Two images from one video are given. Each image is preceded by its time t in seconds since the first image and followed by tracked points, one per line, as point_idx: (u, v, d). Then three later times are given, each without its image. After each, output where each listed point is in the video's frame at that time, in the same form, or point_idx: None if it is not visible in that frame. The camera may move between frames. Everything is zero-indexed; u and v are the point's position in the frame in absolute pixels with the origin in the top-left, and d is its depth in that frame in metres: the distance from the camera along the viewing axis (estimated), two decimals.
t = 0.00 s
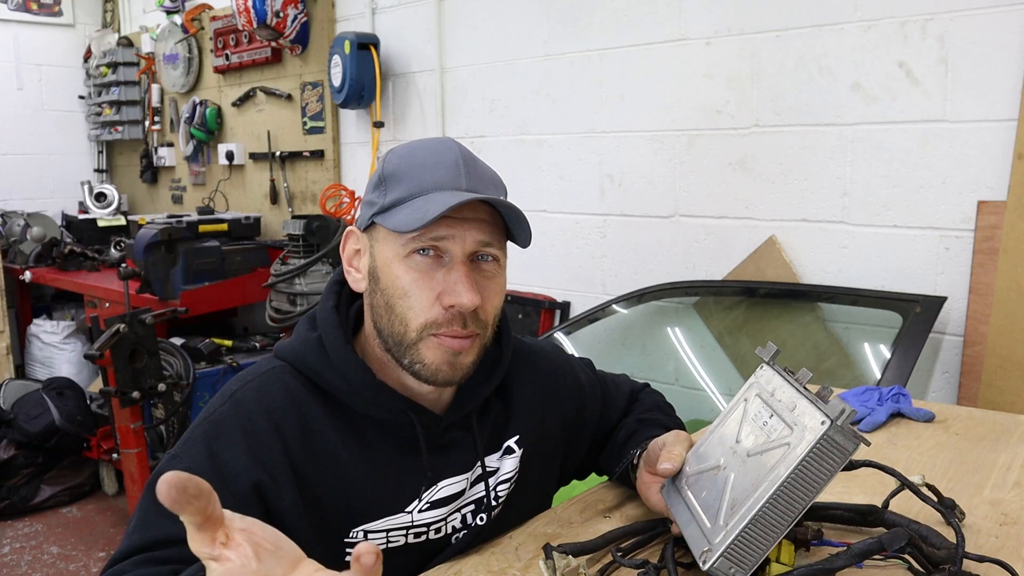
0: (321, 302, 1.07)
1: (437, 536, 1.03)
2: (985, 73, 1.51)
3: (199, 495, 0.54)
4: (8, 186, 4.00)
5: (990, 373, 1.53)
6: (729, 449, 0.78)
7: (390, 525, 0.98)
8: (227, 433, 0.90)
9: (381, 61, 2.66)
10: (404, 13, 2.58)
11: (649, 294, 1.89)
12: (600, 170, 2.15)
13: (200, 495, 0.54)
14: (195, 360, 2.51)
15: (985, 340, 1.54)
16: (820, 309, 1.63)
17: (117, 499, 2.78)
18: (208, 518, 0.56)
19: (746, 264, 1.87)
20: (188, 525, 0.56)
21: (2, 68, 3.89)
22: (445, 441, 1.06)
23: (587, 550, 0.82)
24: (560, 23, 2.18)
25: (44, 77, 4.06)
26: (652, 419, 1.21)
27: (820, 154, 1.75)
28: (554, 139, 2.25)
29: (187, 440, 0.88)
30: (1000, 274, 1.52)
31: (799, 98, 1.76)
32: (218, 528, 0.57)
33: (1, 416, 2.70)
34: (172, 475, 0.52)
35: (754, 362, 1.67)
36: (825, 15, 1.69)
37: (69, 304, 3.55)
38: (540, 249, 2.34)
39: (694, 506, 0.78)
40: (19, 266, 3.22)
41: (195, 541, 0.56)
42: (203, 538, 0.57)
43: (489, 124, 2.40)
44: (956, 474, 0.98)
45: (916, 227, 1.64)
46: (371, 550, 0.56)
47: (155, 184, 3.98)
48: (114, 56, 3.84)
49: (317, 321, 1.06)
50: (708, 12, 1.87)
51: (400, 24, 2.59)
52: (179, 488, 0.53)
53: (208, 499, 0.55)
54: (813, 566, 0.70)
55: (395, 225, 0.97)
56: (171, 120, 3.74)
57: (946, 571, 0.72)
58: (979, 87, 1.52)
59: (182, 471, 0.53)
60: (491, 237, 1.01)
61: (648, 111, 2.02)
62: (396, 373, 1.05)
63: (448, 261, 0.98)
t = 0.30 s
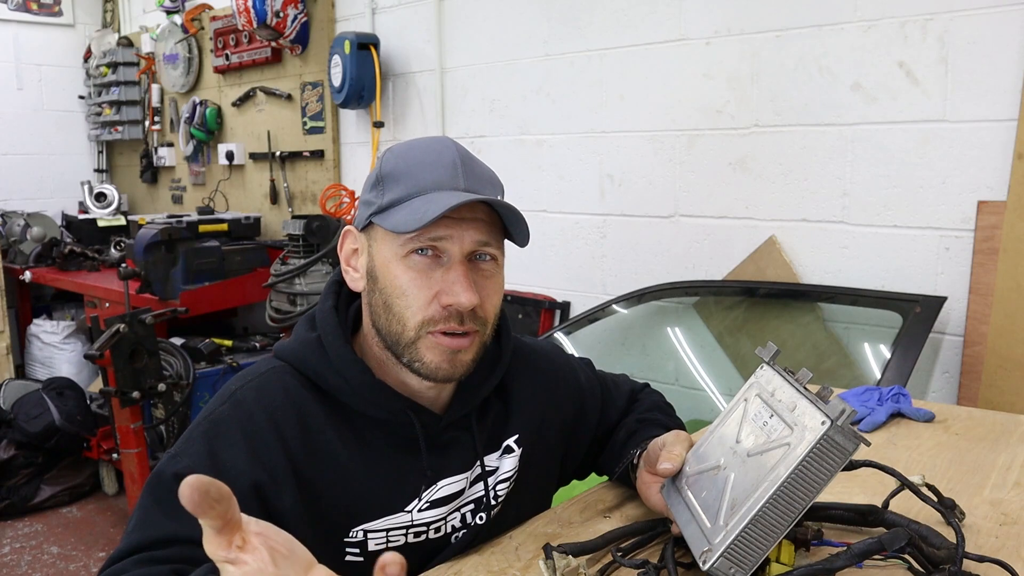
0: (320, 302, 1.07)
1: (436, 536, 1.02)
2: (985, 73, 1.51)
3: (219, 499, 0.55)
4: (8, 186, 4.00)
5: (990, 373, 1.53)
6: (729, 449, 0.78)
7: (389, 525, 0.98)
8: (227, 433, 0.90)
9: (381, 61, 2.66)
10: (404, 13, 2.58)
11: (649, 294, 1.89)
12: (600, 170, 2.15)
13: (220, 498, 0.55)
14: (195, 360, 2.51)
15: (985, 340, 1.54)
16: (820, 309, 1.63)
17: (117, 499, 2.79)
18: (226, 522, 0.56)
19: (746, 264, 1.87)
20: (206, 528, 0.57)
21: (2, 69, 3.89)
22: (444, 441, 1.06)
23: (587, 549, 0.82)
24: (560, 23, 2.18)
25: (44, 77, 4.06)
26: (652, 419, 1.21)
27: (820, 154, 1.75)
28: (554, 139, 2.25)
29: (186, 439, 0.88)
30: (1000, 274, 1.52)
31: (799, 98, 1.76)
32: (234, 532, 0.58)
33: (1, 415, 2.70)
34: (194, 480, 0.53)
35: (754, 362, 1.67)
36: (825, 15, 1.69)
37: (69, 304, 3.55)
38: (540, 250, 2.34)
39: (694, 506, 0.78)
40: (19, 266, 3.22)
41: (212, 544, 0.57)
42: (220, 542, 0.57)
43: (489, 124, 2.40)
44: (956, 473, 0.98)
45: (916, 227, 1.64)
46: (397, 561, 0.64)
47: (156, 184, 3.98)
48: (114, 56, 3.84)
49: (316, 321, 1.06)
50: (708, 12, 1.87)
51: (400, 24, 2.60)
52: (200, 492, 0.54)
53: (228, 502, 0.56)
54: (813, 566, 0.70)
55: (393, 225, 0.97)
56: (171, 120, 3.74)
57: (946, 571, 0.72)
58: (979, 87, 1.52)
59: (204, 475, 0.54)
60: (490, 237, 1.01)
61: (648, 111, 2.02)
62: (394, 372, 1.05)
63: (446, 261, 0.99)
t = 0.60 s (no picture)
0: (320, 301, 1.07)
1: (434, 534, 1.02)
2: (985, 73, 1.51)
3: None
4: (8, 186, 4.00)
5: (990, 373, 1.53)
6: (729, 449, 0.78)
7: (388, 523, 0.98)
8: (227, 431, 0.90)
9: (381, 61, 2.66)
10: (404, 14, 2.58)
11: (649, 294, 1.89)
12: (600, 170, 2.15)
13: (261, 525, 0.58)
14: (195, 360, 2.51)
15: (985, 340, 1.54)
16: (820, 309, 1.63)
17: (118, 499, 2.79)
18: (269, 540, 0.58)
19: (746, 264, 1.87)
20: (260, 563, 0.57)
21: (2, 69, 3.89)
22: (443, 441, 1.06)
23: (588, 549, 0.82)
24: (560, 23, 2.18)
25: (44, 77, 4.05)
26: (652, 419, 1.21)
27: (820, 154, 1.75)
28: (554, 139, 2.25)
29: (186, 437, 0.88)
30: (1000, 274, 1.52)
31: (799, 98, 1.76)
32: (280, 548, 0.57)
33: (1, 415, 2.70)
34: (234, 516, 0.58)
35: (754, 362, 1.67)
36: (825, 15, 1.69)
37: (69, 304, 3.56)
38: (540, 250, 2.34)
39: (694, 506, 0.78)
40: (19, 266, 3.22)
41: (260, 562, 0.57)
42: None
43: (489, 124, 2.40)
44: (956, 473, 0.98)
45: (916, 227, 1.64)
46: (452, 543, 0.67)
47: (155, 184, 3.98)
48: (114, 56, 3.84)
49: (314, 322, 1.06)
50: (708, 12, 1.87)
51: (400, 24, 2.60)
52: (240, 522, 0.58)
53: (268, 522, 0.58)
54: (814, 566, 0.70)
55: (387, 224, 0.97)
56: (171, 120, 3.74)
57: (947, 571, 0.72)
58: (979, 87, 1.52)
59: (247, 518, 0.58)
60: (484, 232, 1.01)
61: (648, 111, 2.02)
62: (392, 372, 1.05)
63: (441, 258, 0.99)
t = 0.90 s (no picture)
0: (314, 303, 1.07)
1: (433, 535, 1.02)
2: (985, 73, 1.51)
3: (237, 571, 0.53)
4: (8, 186, 4.00)
5: (990, 373, 1.53)
6: (728, 449, 0.78)
7: (384, 523, 0.98)
8: (223, 433, 0.90)
9: (381, 61, 2.66)
10: (404, 14, 2.58)
11: (649, 294, 1.89)
12: (600, 170, 2.15)
13: (240, 538, 0.53)
14: (195, 360, 2.51)
15: (985, 340, 1.54)
16: (820, 309, 1.63)
17: (117, 499, 2.78)
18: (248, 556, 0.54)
19: (746, 264, 1.87)
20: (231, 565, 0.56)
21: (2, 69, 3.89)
22: (438, 440, 1.06)
23: (587, 549, 0.82)
24: (560, 23, 2.18)
25: (44, 77, 4.05)
26: (652, 419, 1.21)
27: (820, 154, 1.75)
28: (554, 139, 2.25)
29: (183, 440, 0.88)
30: (1000, 274, 1.51)
31: (799, 98, 1.76)
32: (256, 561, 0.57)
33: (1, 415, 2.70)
34: (209, 528, 0.51)
35: (753, 362, 1.67)
36: (825, 15, 1.69)
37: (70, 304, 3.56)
38: (540, 250, 2.34)
39: (694, 506, 0.78)
40: (19, 266, 3.22)
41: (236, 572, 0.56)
42: None
43: (489, 124, 2.40)
44: (956, 473, 0.98)
45: (916, 227, 1.64)
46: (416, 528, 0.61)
47: (156, 184, 3.98)
48: (114, 56, 3.84)
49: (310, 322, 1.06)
50: (708, 12, 1.87)
51: (400, 24, 2.59)
52: (216, 536, 0.51)
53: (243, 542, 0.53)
54: (813, 566, 0.70)
55: (379, 224, 0.97)
56: (171, 120, 3.74)
57: (946, 571, 0.72)
58: (979, 87, 1.52)
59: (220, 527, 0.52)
60: (477, 232, 1.01)
61: (648, 111, 2.02)
62: (387, 372, 1.05)
63: (434, 258, 0.98)
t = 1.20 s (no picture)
0: (308, 303, 1.07)
1: (429, 534, 1.02)
2: (985, 73, 1.51)
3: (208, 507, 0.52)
4: (8, 186, 4.00)
5: (990, 373, 1.53)
6: (729, 450, 0.78)
7: (380, 523, 0.99)
8: (219, 434, 0.90)
9: (381, 61, 2.66)
10: (404, 13, 2.58)
11: (649, 294, 1.89)
12: (600, 170, 2.15)
13: (209, 503, 0.52)
14: (195, 360, 2.51)
15: (985, 340, 1.54)
16: (820, 309, 1.63)
17: (117, 499, 2.79)
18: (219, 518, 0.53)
19: (746, 265, 1.87)
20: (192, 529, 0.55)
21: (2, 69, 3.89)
22: (435, 440, 1.06)
23: (587, 549, 0.82)
24: (560, 24, 2.18)
25: (44, 77, 4.05)
26: (652, 419, 1.21)
27: (820, 154, 1.75)
28: (554, 139, 2.25)
29: (179, 442, 0.88)
30: (1000, 274, 1.51)
31: (799, 98, 1.76)
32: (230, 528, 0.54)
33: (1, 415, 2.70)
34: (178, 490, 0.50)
35: (753, 362, 1.67)
36: (825, 15, 1.69)
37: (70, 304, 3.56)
38: (540, 250, 2.34)
39: (694, 506, 0.78)
40: (19, 266, 3.22)
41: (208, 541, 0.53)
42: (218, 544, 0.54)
43: (489, 124, 2.40)
44: (956, 473, 0.98)
45: (917, 227, 1.64)
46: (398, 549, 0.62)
47: (155, 184, 3.97)
48: (114, 56, 3.84)
49: (306, 322, 1.06)
50: (708, 12, 1.87)
51: (400, 24, 2.59)
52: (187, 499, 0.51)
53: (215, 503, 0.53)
54: (813, 566, 0.70)
55: (382, 219, 0.97)
56: (171, 120, 3.75)
57: (946, 571, 0.72)
58: (978, 87, 1.52)
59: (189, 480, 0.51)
60: (479, 233, 1.01)
61: (648, 111, 2.02)
62: (383, 369, 1.05)
63: (435, 256, 0.98)
